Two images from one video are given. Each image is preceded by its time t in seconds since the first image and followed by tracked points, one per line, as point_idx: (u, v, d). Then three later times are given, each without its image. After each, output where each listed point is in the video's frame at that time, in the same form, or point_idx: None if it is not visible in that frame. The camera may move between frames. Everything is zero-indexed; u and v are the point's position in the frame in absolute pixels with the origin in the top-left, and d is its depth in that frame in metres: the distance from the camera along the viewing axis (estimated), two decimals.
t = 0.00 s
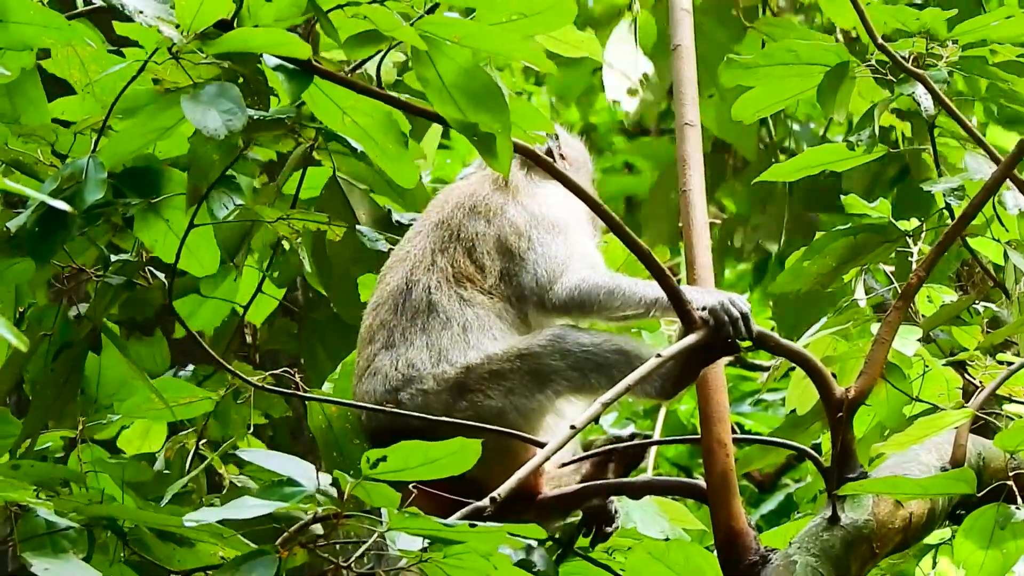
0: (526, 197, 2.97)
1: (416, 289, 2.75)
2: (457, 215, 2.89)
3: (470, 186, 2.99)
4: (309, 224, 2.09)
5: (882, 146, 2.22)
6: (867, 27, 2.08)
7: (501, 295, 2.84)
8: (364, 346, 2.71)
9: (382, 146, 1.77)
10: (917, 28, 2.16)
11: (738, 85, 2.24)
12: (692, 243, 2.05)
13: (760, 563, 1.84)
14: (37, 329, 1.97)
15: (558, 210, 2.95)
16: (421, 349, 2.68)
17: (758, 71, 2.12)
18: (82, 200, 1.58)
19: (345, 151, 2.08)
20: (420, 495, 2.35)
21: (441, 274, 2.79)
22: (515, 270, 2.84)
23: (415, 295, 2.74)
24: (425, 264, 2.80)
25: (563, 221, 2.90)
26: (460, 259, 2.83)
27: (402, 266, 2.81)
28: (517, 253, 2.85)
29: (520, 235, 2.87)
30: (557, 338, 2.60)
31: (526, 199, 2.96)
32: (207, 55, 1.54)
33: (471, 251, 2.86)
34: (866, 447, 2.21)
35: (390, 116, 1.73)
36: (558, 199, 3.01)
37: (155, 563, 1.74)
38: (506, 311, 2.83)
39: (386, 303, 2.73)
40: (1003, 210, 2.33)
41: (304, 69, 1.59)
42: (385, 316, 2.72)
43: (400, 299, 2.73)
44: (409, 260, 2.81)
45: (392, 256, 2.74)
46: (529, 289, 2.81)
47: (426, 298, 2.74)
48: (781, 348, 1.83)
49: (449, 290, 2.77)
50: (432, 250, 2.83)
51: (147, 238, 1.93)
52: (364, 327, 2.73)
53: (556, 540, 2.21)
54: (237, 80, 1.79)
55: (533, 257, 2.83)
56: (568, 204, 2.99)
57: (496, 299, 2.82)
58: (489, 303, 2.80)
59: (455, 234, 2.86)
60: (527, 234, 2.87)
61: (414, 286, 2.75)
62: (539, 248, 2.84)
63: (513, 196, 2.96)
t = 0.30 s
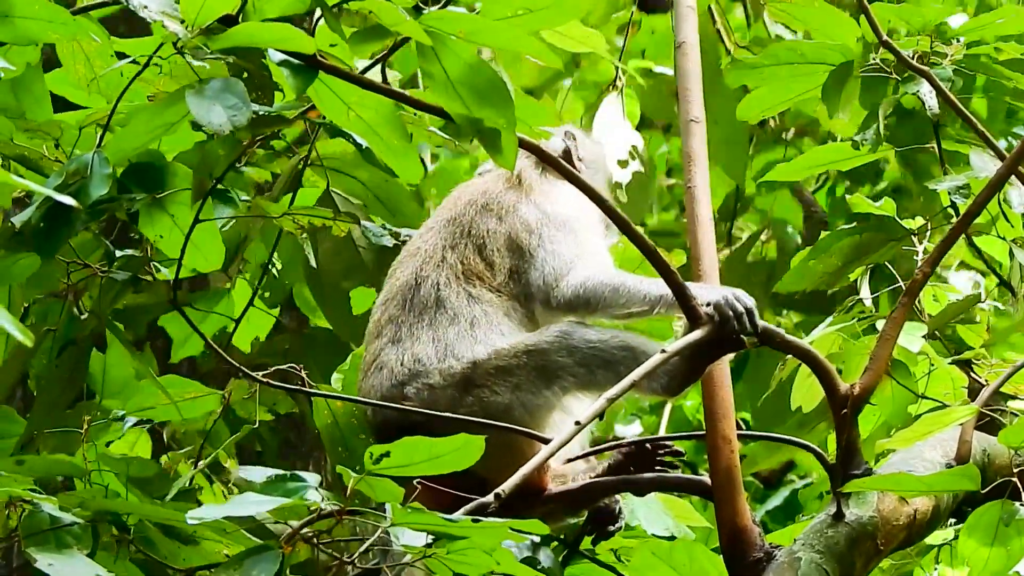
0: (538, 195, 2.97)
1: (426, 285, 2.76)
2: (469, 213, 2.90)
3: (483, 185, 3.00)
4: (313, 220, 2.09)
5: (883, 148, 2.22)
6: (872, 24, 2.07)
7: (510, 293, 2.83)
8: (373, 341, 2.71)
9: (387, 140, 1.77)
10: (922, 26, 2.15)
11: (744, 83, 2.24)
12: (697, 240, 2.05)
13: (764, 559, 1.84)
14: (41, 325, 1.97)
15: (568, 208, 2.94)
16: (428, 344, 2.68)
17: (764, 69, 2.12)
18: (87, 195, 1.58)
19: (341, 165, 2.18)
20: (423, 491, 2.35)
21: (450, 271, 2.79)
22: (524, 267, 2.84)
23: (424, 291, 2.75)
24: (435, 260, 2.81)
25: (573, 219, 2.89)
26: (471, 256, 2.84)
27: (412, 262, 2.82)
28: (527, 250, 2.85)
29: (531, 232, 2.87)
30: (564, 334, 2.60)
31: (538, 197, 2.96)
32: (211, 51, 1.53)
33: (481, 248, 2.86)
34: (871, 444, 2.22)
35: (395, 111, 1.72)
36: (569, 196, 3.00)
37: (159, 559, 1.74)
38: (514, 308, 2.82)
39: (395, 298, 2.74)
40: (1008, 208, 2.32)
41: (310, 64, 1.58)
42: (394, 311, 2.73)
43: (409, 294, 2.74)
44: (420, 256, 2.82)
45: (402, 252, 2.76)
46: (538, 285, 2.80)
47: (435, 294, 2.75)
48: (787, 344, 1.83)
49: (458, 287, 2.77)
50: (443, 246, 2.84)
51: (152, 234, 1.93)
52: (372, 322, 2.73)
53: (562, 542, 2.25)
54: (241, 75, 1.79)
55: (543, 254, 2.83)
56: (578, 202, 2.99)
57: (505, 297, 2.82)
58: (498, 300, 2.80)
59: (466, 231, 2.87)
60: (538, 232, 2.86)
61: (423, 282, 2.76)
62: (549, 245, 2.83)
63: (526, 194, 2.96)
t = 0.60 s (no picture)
0: (546, 197, 2.97)
1: (433, 285, 2.76)
2: (477, 215, 2.90)
3: (491, 186, 3.00)
4: (318, 219, 2.10)
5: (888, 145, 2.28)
6: (877, 22, 2.08)
7: (517, 294, 2.83)
8: (380, 341, 2.71)
9: (392, 139, 1.76)
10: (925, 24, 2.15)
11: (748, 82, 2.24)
12: (703, 238, 2.05)
13: (771, 558, 1.84)
14: (46, 325, 1.96)
15: (575, 210, 2.94)
16: (435, 343, 2.68)
17: (768, 69, 2.11)
18: (93, 196, 1.59)
19: (335, 167, 2.18)
20: (429, 490, 2.34)
21: (457, 271, 2.79)
22: (531, 269, 2.84)
23: (431, 291, 2.75)
24: (443, 261, 2.81)
25: (581, 221, 2.90)
26: (478, 257, 2.84)
27: (419, 262, 2.82)
28: (534, 252, 2.85)
29: (539, 234, 2.87)
30: (572, 334, 2.60)
31: (546, 199, 2.96)
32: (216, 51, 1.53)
33: (489, 249, 2.86)
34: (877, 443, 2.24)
35: (400, 111, 1.72)
36: (576, 198, 3.00)
37: (164, 558, 1.74)
38: (521, 310, 2.82)
39: (402, 298, 2.74)
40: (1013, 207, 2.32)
41: (315, 64, 1.58)
42: (401, 310, 2.73)
43: (416, 294, 2.74)
44: (428, 256, 2.83)
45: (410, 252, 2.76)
46: (545, 287, 2.80)
47: (442, 294, 2.75)
48: (793, 342, 1.83)
49: (465, 287, 2.77)
50: (450, 247, 2.84)
51: (158, 235, 1.93)
52: (379, 322, 2.73)
53: (567, 542, 2.26)
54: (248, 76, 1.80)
55: (550, 256, 2.83)
56: (585, 203, 2.99)
57: (512, 298, 2.82)
58: (505, 301, 2.80)
59: (474, 232, 2.87)
60: (545, 234, 2.87)
61: (431, 282, 2.76)
62: (556, 247, 2.84)
63: (534, 197, 2.96)
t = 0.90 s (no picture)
0: (549, 199, 2.97)
1: (436, 286, 2.76)
2: (481, 216, 2.89)
3: (495, 187, 2.99)
4: (323, 219, 2.10)
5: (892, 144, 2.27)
6: (880, 22, 2.03)
7: (520, 295, 2.83)
8: (383, 342, 2.71)
9: (395, 141, 1.76)
10: (930, 24, 2.15)
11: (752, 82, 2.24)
12: (706, 239, 2.04)
13: (774, 559, 1.84)
14: (51, 326, 1.97)
15: (579, 211, 2.94)
16: (438, 344, 2.68)
17: (771, 69, 2.11)
18: (96, 198, 1.59)
19: (340, 160, 2.16)
20: (432, 490, 2.35)
21: (460, 272, 2.79)
22: (534, 271, 2.84)
23: (434, 293, 2.75)
24: (446, 262, 2.81)
25: (584, 223, 2.89)
26: (481, 258, 2.83)
27: (423, 263, 2.81)
28: (538, 254, 2.85)
29: (542, 236, 2.87)
30: (575, 336, 2.61)
31: (549, 201, 2.96)
32: (220, 52, 1.54)
33: (492, 251, 2.86)
34: (880, 444, 2.24)
35: (403, 112, 1.72)
36: (579, 199, 3.00)
37: (169, 559, 1.74)
38: (524, 311, 2.82)
39: (405, 299, 2.74)
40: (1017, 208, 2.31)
41: (319, 65, 1.58)
42: (404, 311, 2.73)
43: (419, 295, 2.74)
44: (431, 257, 2.82)
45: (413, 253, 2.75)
46: (548, 290, 2.80)
47: (445, 296, 2.75)
48: (796, 344, 1.82)
49: (468, 288, 2.77)
50: (453, 248, 2.84)
51: (162, 235, 1.93)
52: (382, 323, 2.74)
53: (570, 541, 2.24)
54: (250, 76, 1.81)
55: (553, 258, 2.83)
56: (588, 204, 2.98)
57: (515, 299, 2.82)
58: (508, 302, 2.80)
59: (477, 233, 2.87)
60: (549, 236, 2.87)
61: (434, 283, 2.76)
62: (560, 249, 2.84)
63: (537, 198, 2.96)
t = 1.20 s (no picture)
0: (549, 201, 2.97)
1: (435, 287, 2.75)
2: (480, 217, 2.89)
3: (495, 189, 2.99)
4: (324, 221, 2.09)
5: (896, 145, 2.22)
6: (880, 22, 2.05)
7: (519, 297, 2.83)
8: (382, 343, 2.71)
9: (395, 140, 1.76)
10: (930, 24, 2.15)
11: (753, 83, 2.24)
12: (707, 237, 2.04)
13: (775, 560, 1.84)
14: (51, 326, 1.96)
15: (580, 214, 2.94)
16: (438, 345, 2.68)
17: (772, 70, 2.11)
18: (96, 198, 1.58)
19: (350, 160, 2.10)
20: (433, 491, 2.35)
21: (460, 273, 2.79)
22: (534, 273, 2.84)
23: (434, 294, 2.74)
24: (445, 263, 2.80)
25: (584, 225, 2.90)
26: (480, 259, 2.83)
27: (422, 264, 2.81)
28: (537, 255, 2.85)
29: (542, 238, 2.87)
30: (575, 336, 2.61)
31: (549, 202, 2.96)
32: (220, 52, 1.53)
33: (491, 252, 2.86)
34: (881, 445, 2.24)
35: (404, 112, 1.72)
36: (580, 200, 3.00)
37: (169, 560, 1.74)
38: (523, 312, 2.83)
39: (404, 300, 2.74)
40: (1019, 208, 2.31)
41: (320, 65, 1.58)
42: (403, 312, 2.73)
43: (419, 296, 2.74)
44: (430, 258, 2.82)
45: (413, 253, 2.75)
46: (547, 291, 2.80)
47: (444, 296, 2.74)
48: (797, 344, 1.82)
49: (467, 289, 2.77)
50: (453, 249, 2.83)
51: (162, 236, 1.93)
52: (381, 324, 2.73)
53: (571, 542, 2.25)
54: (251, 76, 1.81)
55: (553, 260, 2.83)
56: (589, 206, 2.98)
57: (514, 301, 2.82)
58: (507, 303, 2.80)
59: (477, 234, 2.86)
60: (548, 238, 2.87)
61: (433, 284, 2.76)
62: (559, 251, 2.84)
63: (537, 200, 2.96)
